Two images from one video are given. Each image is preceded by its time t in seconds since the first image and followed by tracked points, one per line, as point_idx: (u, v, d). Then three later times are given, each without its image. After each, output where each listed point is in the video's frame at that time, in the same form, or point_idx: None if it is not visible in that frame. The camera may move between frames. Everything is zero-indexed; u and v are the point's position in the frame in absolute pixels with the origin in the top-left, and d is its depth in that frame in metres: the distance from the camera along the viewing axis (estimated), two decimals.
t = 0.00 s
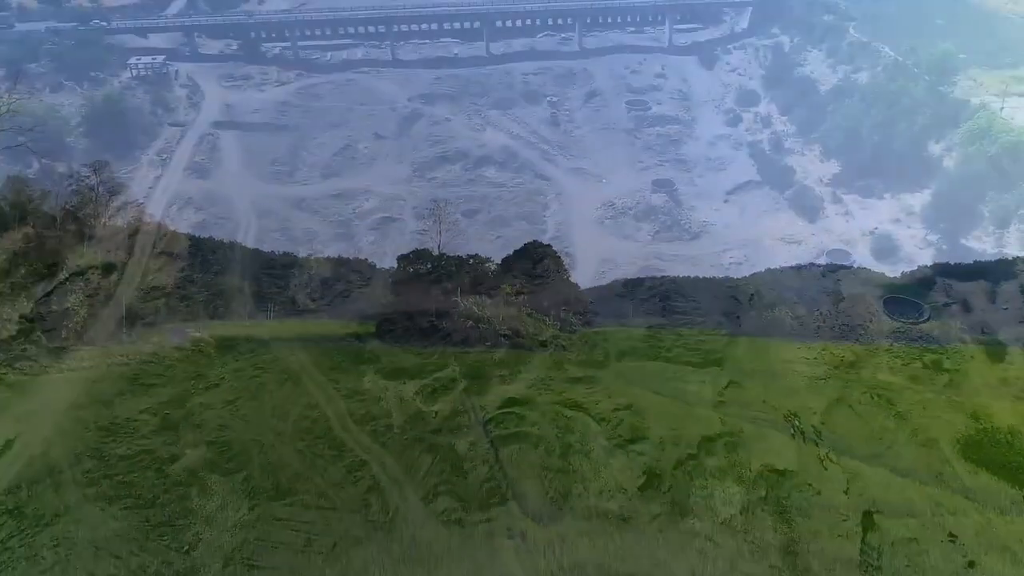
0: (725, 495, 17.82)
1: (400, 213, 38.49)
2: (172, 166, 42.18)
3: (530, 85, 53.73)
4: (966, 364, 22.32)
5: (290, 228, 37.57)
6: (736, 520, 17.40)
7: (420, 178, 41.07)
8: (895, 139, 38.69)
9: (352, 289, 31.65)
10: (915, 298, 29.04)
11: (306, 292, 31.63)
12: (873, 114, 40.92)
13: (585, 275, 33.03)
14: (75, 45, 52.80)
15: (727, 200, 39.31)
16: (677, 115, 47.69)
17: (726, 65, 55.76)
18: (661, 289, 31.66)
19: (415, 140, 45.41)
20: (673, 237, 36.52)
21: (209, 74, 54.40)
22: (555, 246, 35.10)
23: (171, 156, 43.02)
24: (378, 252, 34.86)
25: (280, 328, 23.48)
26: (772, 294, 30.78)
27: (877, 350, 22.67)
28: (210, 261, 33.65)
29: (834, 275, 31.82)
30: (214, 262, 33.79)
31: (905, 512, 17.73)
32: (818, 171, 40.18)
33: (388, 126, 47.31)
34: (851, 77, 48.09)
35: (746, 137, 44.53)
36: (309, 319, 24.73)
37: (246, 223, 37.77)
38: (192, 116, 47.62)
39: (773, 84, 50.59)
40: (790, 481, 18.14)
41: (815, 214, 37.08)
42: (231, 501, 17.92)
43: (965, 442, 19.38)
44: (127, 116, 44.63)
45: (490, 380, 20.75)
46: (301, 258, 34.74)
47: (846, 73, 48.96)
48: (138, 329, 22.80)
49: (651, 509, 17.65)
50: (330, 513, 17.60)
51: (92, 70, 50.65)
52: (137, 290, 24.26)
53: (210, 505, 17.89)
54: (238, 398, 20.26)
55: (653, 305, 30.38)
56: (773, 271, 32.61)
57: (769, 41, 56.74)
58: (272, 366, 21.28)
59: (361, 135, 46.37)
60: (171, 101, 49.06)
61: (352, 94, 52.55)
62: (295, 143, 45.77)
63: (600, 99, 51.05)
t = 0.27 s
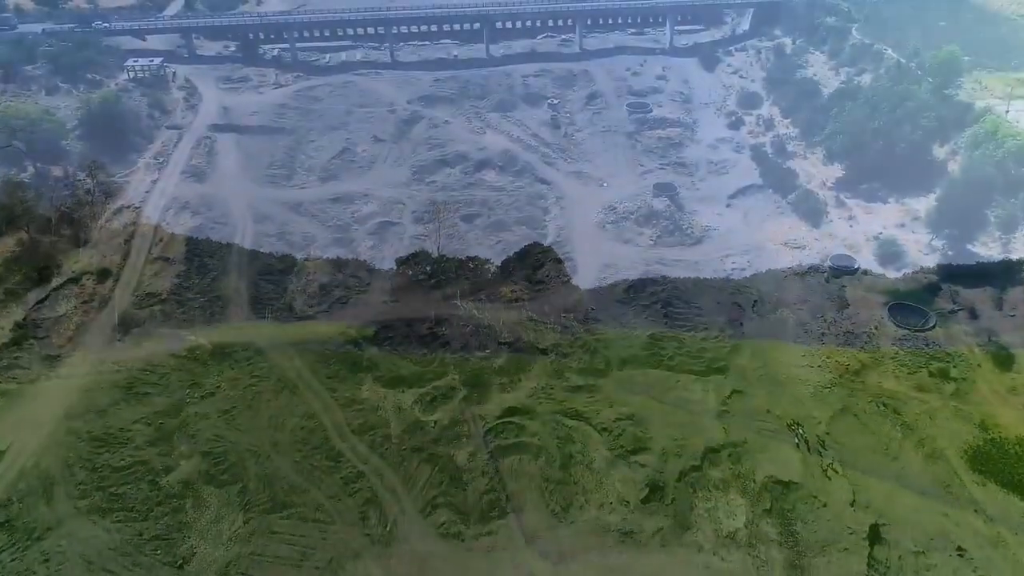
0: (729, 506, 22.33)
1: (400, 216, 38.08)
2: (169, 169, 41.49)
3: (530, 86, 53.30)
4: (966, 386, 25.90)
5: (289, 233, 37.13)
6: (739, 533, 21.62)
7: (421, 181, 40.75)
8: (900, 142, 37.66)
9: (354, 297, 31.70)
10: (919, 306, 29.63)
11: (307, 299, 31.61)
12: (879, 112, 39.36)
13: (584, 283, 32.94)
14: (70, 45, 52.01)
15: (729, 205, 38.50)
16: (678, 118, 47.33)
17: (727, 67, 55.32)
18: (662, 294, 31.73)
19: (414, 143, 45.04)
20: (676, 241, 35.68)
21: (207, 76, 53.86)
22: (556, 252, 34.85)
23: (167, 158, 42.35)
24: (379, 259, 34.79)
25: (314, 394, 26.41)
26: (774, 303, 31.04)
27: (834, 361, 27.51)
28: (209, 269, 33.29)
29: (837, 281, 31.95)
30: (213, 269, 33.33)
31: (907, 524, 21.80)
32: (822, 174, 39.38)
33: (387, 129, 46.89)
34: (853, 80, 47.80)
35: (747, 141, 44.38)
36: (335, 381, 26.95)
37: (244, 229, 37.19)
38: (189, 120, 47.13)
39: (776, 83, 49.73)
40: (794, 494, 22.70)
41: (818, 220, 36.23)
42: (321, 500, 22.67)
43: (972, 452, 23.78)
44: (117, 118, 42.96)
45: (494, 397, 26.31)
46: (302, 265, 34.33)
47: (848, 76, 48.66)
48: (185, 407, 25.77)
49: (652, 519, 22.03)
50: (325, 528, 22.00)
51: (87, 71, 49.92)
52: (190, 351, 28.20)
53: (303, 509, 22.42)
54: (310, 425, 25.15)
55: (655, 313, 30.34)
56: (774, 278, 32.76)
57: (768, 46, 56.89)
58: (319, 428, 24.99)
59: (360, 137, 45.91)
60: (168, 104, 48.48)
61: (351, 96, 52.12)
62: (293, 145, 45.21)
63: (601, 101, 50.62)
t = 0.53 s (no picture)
0: (734, 519, 21.95)
1: (399, 219, 37.57)
2: (166, 171, 40.95)
3: (530, 89, 52.86)
4: (973, 394, 25.65)
5: (287, 236, 36.29)
6: (744, 546, 21.17)
7: (420, 185, 40.40)
8: (906, 146, 36.88)
9: (353, 304, 31.23)
10: (925, 313, 29.19)
11: (305, 306, 31.16)
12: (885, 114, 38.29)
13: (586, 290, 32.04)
14: (67, 47, 51.57)
15: (733, 209, 38.06)
16: (680, 121, 46.90)
17: (729, 69, 54.87)
18: (665, 301, 31.04)
19: (414, 146, 44.63)
20: (679, 246, 34.91)
21: (206, 78, 53.42)
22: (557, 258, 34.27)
23: (164, 161, 41.84)
24: (378, 264, 34.25)
25: (311, 404, 26.10)
26: (777, 310, 30.64)
27: (839, 369, 27.24)
28: (207, 275, 32.82)
29: (843, 287, 31.51)
30: (210, 275, 32.88)
31: (916, 539, 21.37)
32: (827, 179, 38.96)
33: (386, 131, 46.43)
34: (856, 83, 47.38)
35: (750, 145, 44.00)
36: (333, 391, 26.64)
37: (242, 232, 36.47)
38: (187, 122, 46.70)
39: (779, 85, 49.16)
40: (799, 506, 22.35)
41: (823, 225, 35.67)
42: (318, 513, 22.33)
43: (981, 464, 23.34)
44: (113, 121, 42.20)
45: (497, 408, 25.98)
46: (300, 269, 33.74)
47: (851, 78, 48.21)
48: (180, 416, 25.44)
49: (656, 533, 21.61)
50: (320, 540, 21.62)
51: (84, 73, 49.47)
52: (185, 359, 27.86)
53: (299, 523, 22.05)
54: (307, 435, 24.83)
55: (658, 320, 29.84)
56: (778, 284, 32.30)
57: (771, 48, 56.39)
58: (316, 439, 24.68)
59: (359, 141, 45.49)
60: (166, 106, 48.04)
61: (350, 99, 51.69)
62: (291, 148, 44.76)
63: (602, 103, 50.19)
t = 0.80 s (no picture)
0: (737, 530, 21.60)
1: (398, 222, 37.15)
2: (163, 175, 40.58)
3: (530, 90, 52.48)
4: (981, 402, 25.24)
5: (285, 241, 35.78)
6: (748, 559, 20.82)
7: (420, 189, 40.02)
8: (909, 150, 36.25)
9: (350, 309, 30.86)
10: (930, 319, 28.86)
11: (303, 312, 30.78)
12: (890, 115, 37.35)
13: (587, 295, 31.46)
14: (65, 50, 51.22)
15: (735, 213, 37.73)
16: (681, 124, 46.52)
17: (730, 71, 54.47)
18: (666, 307, 30.58)
19: (413, 149, 44.26)
20: (680, 251, 34.42)
21: (204, 80, 53.06)
22: (557, 262, 33.79)
23: (161, 164, 41.47)
24: (376, 267, 33.67)
25: (308, 413, 25.74)
26: (780, 316, 30.30)
27: (844, 376, 26.87)
28: (203, 281, 32.46)
29: (847, 293, 31.19)
30: (206, 280, 32.52)
31: (922, 551, 21.01)
32: (829, 183, 38.67)
33: (385, 134, 46.04)
34: (859, 86, 47.00)
35: (751, 147, 43.63)
36: (330, 399, 26.30)
37: (239, 236, 36.05)
38: (184, 125, 46.34)
39: (780, 87, 48.75)
40: (803, 517, 21.99)
41: (826, 229, 35.30)
42: (315, 524, 21.98)
43: (988, 474, 22.97)
44: (111, 125, 41.78)
45: (496, 416, 25.61)
46: (297, 274, 33.33)
47: (854, 81, 47.81)
48: (175, 425, 25.09)
49: (657, 545, 21.26)
50: (316, 552, 21.26)
51: (81, 75, 49.11)
52: (181, 366, 27.52)
53: (294, 535, 21.69)
54: (303, 445, 24.48)
55: (659, 326, 29.48)
56: (781, 289, 31.93)
57: (773, 49, 55.95)
58: (313, 449, 24.34)
59: (358, 144, 45.13)
60: (163, 109, 47.68)
61: (349, 101, 51.31)
62: (289, 151, 44.41)
63: (602, 105, 49.81)
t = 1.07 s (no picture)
0: (742, 545, 21.19)
1: (397, 227, 36.71)
2: (159, 179, 40.15)
3: (531, 93, 52.04)
4: (989, 412, 24.82)
5: (282, 246, 35.31)
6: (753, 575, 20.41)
7: (418, 193, 39.57)
8: (914, 154, 35.67)
9: (348, 316, 30.45)
10: (936, 327, 28.43)
11: (300, 319, 30.35)
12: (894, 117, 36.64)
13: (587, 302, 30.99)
14: (61, 52, 50.79)
15: (738, 217, 37.34)
16: (683, 126, 46.08)
17: (732, 73, 54.04)
18: (669, 315, 30.18)
19: (412, 152, 43.82)
20: (681, 257, 34.01)
21: (201, 83, 52.64)
22: (558, 268, 33.33)
23: (157, 168, 41.04)
24: (374, 273, 33.23)
25: (304, 423, 25.32)
26: (784, 323, 29.90)
27: (849, 386, 26.45)
28: (199, 287, 32.03)
29: (851, 300, 30.82)
30: (202, 287, 32.09)
31: (930, 567, 20.59)
32: (832, 187, 38.27)
33: (384, 136, 45.58)
34: (862, 88, 46.58)
35: (754, 151, 43.20)
36: (327, 409, 25.89)
37: (235, 240, 35.61)
38: (181, 128, 45.90)
39: (783, 90, 48.34)
40: (809, 531, 21.56)
41: (830, 234, 34.84)
42: (311, 538, 21.56)
43: (997, 487, 22.54)
44: (109, 127, 41.11)
45: (496, 426, 25.19)
46: (295, 281, 32.92)
47: (857, 83, 47.37)
48: (169, 435, 24.67)
49: (660, 559, 20.84)
50: (312, 567, 20.83)
51: (78, 77, 48.70)
52: (176, 375, 27.10)
53: (290, 550, 21.26)
54: (299, 456, 24.06)
55: (661, 334, 29.08)
56: (785, 296, 31.52)
57: (775, 51, 55.52)
58: (309, 460, 23.93)
59: (356, 147, 44.70)
60: (160, 112, 47.26)
61: (348, 103, 50.88)
62: (287, 154, 43.97)
63: (603, 108, 49.40)
